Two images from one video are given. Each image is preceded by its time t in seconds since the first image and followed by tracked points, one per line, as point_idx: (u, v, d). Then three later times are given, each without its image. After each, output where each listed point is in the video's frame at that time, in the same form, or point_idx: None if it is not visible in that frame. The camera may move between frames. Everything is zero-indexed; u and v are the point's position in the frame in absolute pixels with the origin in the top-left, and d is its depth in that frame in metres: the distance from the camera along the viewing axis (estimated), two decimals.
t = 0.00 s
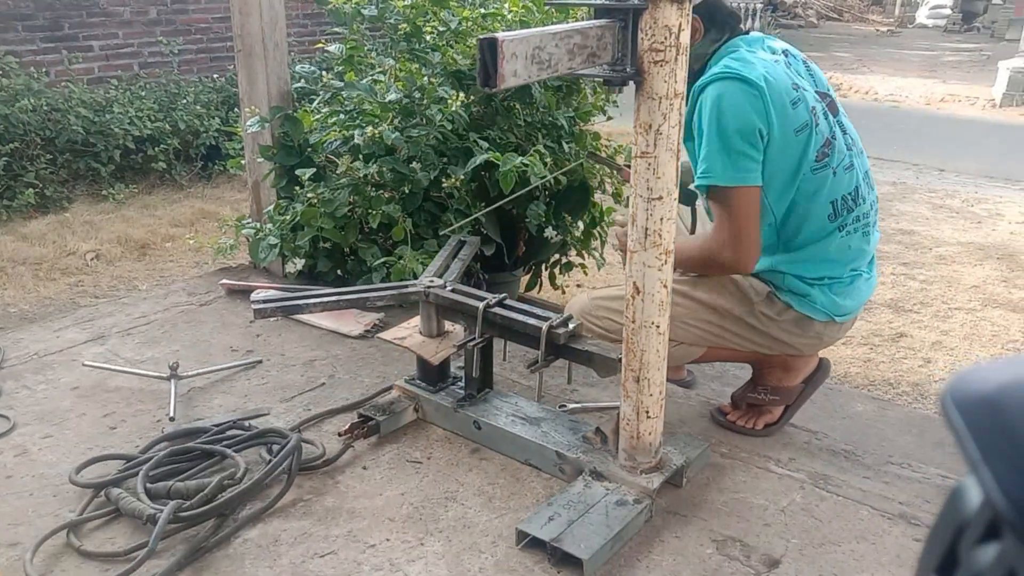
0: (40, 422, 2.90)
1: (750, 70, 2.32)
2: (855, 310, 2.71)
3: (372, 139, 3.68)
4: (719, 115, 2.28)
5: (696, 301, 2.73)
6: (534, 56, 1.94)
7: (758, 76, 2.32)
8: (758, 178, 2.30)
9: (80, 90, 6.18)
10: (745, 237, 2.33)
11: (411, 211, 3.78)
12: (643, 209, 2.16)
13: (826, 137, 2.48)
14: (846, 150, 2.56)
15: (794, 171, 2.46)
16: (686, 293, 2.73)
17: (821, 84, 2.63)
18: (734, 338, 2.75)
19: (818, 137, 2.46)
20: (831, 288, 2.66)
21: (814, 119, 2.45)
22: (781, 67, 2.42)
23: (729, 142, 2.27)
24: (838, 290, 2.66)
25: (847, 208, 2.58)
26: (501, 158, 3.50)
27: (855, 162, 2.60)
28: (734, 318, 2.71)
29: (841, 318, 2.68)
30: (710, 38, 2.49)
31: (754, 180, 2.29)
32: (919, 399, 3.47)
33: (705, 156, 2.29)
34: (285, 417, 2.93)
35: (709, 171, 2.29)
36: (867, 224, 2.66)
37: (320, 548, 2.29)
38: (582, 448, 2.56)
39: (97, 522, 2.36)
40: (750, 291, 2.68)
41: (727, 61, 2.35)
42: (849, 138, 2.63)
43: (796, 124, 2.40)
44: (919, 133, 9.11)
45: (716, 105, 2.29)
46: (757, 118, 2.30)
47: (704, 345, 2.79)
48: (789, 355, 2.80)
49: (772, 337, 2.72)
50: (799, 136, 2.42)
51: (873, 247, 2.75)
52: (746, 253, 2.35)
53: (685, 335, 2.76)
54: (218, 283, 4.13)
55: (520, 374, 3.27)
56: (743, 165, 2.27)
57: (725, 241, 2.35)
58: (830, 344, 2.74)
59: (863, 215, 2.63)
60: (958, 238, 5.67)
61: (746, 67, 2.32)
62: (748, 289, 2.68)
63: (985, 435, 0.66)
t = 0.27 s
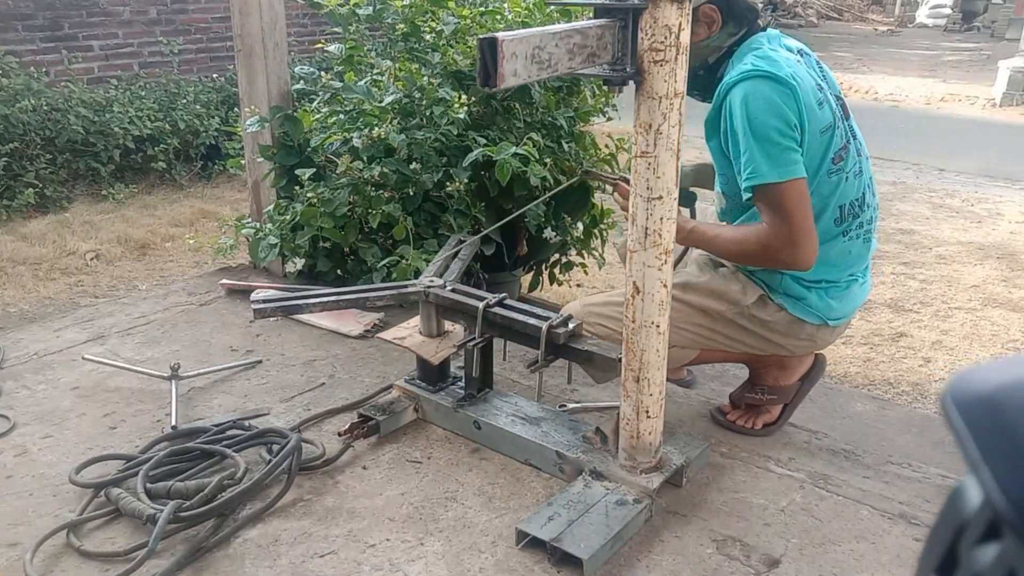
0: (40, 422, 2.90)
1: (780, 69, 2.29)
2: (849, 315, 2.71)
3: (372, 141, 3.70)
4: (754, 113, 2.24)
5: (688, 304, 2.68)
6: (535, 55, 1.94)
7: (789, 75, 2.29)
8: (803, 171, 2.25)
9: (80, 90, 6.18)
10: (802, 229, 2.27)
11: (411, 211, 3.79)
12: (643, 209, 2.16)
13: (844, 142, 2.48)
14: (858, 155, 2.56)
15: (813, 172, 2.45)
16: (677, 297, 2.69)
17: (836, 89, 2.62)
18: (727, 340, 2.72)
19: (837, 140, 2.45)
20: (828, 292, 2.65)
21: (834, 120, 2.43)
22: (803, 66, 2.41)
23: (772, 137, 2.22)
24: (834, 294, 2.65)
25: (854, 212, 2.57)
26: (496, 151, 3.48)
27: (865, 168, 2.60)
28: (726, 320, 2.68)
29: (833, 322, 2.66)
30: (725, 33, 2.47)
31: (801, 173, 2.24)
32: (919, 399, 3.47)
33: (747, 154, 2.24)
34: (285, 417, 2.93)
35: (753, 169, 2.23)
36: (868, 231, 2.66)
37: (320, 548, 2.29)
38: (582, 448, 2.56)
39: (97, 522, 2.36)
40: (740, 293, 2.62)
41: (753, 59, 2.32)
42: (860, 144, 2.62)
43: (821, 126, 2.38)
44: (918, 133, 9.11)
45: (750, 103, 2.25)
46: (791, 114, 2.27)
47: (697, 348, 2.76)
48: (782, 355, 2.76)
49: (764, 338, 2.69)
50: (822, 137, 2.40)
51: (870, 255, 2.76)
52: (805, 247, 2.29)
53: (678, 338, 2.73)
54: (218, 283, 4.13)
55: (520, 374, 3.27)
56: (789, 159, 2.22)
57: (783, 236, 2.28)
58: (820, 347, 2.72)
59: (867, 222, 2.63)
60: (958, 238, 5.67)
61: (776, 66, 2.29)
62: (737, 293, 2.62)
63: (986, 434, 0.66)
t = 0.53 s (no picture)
0: (37, 422, 2.90)
1: (783, 75, 2.28)
2: (848, 318, 2.72)
3: (367, 137, 3.68)
4: (759, 120, 2.23)
5: (688, 308, 2.66)
6: (532, 55, 1.94)
7: (792, 81, 2.28)
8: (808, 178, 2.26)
9: (77, 90, 6.18)
10: (809, 235, 2.27)
11: (408, 211, 3.78)
12: (641, 209, 2.16)
13: (846, 145, 2.47)
14: (860, 157, 2.56)
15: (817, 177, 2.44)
16: (677, 301, 2.66)
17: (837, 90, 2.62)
18: (727, 342, 2.71)
19: (839, 144, 2.44)
20: (828, 295, 2.66)
21: (837, 124, 2.43)
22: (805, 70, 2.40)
23: (777, 145, 2.22)
24: (834, 297, 2.66)
25: (857, 216, 2.58)
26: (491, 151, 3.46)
27: (867, 170, 2.60)
28: (726, 323, 2.67)
29: (832, 325, 2.67)
30: (726, 35, 2.46)
31: (807, 180, 2.24)
32: (917, 398, 3.47)
33: (752, 163, 2.23)
34: (283, 417, 2.93)
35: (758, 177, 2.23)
36: (869, 233, 2.67)
37: (318, 548, 2.28)
38: (580, 448, 2.56)
39: (95, 522, 2.36)
40: (740, 296, 2.61)
41: (756, 65, 2.30)
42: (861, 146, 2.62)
43: (824, 130, 2.37)
44: (915, 132, 9.12)
45: (754, 110, 2.24)
46: (796, 120, 2.26)
47: (697, 350, 2.74)
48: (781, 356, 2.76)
49: (765, 340, 2.69)
50: (826, 141, 2.40)
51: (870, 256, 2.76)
52: (814, 253, 2.30)
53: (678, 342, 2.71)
54: (216, 283, 4.13)
55: (518, 374, 3.27)
56: (795, 166, 2.22)
57: (790, 243, 2.28)
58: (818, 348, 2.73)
59: (868, 225, 2.64)
60: (955, 237, 5.68)
61: (779, 72, 2.28)
62: (738, 296, 2.61)
63: (986, 434, 0.66)
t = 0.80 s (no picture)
0: (30, 424, 2.89)
1: (783, 79, 2.27)
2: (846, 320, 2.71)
3: (361, 136, 3.67)
4: (759, 125, 2.23)
5: (687, 309, 2.68)
6: (526, 55, 1.94)
7: (792, 85, 2.28)
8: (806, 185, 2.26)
9: (69, 91, 6.16)
10: (807, 241, 2.28)
11: (402, 211, 3.78)
12: (635, 208, 2.16)
13: (846, 148, 2.48)
14: (859, 160, 2.57)
15: (816, 180, 2.45)
16: (676, 301, 2.68)
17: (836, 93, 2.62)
18: (724, 344, 2.72)
19: (839, 147, 2.44)
20: (827, 297, 2.65)
21: (836, 127, 2.43)
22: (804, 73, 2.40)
23: (776, 150, 2.22)
24: (833, 299, 2.66)
25: (855, 219, 2.58)
26: (477, 161, 3.47)
27: (865, 173, 2.60)
28: (724, 325, 2.67)
29: (831, 327, 2.67)
30: (723, 37, 2.46)
31: (805, 186, 2.24)
32: (911, 397, 3.48)
33: (751, 168, 2.23)
34: (277, 419, 2.93)
35: (756, 183, 2.23)
36: (868, 235, 2.67)
37: (313, 550, 2.28)
38: (575, 448, 2.56)
39: (89, 525, 2.35)
40: (739, 299, 2.62)
41: (755, 69, 2.30)
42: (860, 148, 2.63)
43: (824, 134, 2.38)
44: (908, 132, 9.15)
45: (753, 115, 2.23)
46: (795, 125, 2.26)
47: (694, 351, 2.75)
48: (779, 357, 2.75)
49: (762, 343, 2.69)
50: (825, 145, 2.40)
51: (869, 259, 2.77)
52: (809, 259, 2.30)
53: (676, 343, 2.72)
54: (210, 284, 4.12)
55: (513, 374, 3.27)
56: (793, 173, 2.23)
57: (787, 249, 2.29)
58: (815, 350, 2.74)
59: (866, 227, 2.64)
60: (948, 236, 5.70)
61: (780, 76, 2.28)
62: (737, 298, 2.62)
63: (986, 435, 0.66)
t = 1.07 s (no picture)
0: (24, 426, 2.88)
1: (780, 79, 2.28)
2: (841, 319, 2.72)
3: (356, 139, 3.68)
4: (754, 125, 2.23)
5: (683, 309, 2.68)
6: (520, 54, 1.94)
7: (789, 85, 2.28)
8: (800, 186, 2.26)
9: (62, 90, 6.14)
10: (800, 243, 2.28)
11: (398, 211, 3.79)
12: (630, 207, 2.16)
13: (843, 148, 2.48)
14: (856, 160, 2.57)
15: (812, 180, 2.45)
16: (671, 301, 2.68)
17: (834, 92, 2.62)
18: (720, 343, 2.72)
19: (835, 148, 2.45)
20: (822, 297, 2.66)
21: (832, 127, 2.43)
22: (801, 73, 2.39)
23: (771, 152, 2.22)
24: (828, 299, 2.66)
25: (851, 219, 2.58)
26: (478, 165, 3.47)
27: (862, 173, 2.60)
28: (720, 324, 2.67)
29: (826, 326, 2.68)
30: (721, 35, 2.46)
31: (799, 187, 2.24)
32: (905, 394, 3.49)
33: (745, 169, 2.23)
34: (272, 418, 2.92)
35: (750, 184, 2.23)
36: (864, 235, 2.68)
37: (309, 550, 2.28)
38: (571, 447, 2.56)
39: (84, 526, 2.34)
40: (734, 298, 2.62)
41: (752, 68, 2.30)
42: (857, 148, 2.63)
43: (820, 134, 2.38)
44: (902, 130, 9.17)
45: (749, 115, 2.24)
46: (790, 125, 2.26)
47: (690, 351, 2.75)
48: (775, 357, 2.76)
49: (756, 341, 2.69)
50: (821, 145, 2.40)
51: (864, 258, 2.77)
52: (802, 261, 2.31)
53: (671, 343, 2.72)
54: (204, 284, 4.11)
55: (509, 373, 3.27)
56: (788, 174, 2.23)
57: (781, 250, 2.29)
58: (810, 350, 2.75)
59: (862, 227, 2.64)
60: (942, 234, 5.71)
61: (776, 76, 2.28)
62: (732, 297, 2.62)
63: (986, 435, 0.66)
